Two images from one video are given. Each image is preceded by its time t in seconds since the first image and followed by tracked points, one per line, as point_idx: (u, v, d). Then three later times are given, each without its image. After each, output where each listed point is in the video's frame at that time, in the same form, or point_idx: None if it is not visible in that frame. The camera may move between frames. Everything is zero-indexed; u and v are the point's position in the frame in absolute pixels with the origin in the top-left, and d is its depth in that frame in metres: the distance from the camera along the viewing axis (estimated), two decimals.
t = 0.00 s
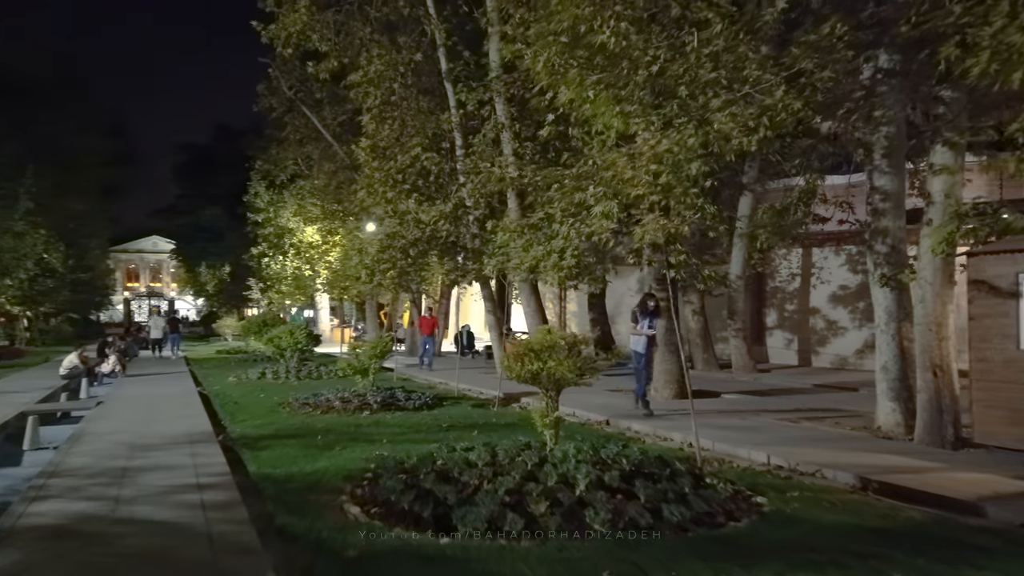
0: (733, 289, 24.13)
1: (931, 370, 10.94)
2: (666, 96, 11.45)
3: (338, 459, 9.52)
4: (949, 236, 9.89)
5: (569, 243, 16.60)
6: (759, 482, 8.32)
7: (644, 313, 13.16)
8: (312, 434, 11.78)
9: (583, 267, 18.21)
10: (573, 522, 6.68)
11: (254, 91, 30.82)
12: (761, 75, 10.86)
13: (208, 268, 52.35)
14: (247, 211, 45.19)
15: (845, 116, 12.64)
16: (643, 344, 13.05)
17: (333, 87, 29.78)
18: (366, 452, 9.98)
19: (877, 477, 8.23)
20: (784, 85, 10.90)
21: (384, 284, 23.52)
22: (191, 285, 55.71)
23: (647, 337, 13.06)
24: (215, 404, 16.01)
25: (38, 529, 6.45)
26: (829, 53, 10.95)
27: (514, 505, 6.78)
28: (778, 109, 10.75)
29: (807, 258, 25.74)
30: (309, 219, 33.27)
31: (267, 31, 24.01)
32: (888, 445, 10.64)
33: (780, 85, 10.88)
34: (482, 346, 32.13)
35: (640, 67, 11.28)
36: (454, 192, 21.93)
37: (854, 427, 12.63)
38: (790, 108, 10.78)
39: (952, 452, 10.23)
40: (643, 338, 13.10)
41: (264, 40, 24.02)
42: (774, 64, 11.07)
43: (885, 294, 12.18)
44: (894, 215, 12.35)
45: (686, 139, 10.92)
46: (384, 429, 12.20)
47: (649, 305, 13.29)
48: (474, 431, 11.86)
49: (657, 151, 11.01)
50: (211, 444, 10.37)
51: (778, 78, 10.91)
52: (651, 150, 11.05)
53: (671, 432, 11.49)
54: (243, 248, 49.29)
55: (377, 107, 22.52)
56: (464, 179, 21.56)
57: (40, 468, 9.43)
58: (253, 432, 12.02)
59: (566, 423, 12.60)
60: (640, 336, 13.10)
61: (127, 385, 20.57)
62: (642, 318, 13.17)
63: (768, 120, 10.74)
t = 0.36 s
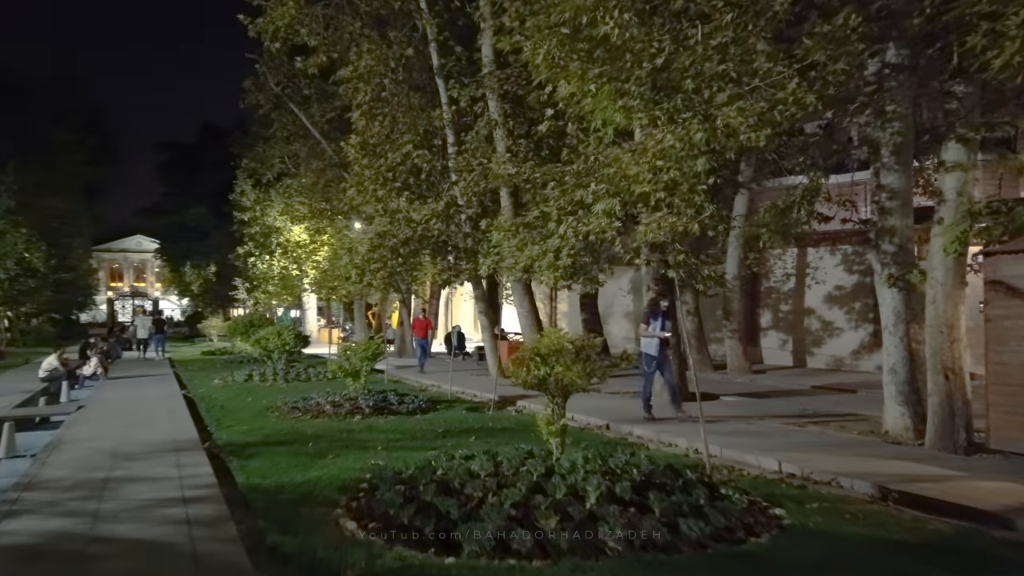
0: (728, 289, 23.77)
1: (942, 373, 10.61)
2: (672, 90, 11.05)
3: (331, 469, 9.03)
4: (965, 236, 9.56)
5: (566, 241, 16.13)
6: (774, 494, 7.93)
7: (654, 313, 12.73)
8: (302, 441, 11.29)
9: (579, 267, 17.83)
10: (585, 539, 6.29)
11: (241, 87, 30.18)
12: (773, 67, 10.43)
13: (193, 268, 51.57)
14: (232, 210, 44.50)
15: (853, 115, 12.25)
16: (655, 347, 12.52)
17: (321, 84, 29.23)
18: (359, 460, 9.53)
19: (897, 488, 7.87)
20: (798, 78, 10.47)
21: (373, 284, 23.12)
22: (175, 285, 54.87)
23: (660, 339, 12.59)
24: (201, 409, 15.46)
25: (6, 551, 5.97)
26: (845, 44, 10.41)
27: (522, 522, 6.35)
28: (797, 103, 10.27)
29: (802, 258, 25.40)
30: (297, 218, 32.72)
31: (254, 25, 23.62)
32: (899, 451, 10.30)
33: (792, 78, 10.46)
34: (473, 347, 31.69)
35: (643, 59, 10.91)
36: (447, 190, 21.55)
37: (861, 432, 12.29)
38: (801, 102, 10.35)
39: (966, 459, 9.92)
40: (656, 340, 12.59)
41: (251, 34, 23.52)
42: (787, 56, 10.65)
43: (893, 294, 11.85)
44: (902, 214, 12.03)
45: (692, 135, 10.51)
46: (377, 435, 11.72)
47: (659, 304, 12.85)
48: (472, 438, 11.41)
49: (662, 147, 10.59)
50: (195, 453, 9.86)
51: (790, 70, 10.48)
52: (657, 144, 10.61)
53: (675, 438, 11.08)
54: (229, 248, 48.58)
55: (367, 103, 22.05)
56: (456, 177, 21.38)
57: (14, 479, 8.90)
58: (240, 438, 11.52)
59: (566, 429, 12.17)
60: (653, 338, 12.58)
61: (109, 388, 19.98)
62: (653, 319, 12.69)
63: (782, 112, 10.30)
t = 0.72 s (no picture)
0: (730, 289, 23.40)
1: (964, 374, 10.25)
2: (685, 81, 10.61)
3: (330, 478, 8.59)
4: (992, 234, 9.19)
5: (568, 238, 15.70)
6: (800, 505, 7.50)
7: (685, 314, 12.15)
8: (298, 447, 10.81)
9: (581, 265, 17.41)
10: (606, 554, 5.90)
11: (233, 83, 29.78)
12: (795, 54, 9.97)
13: (184, 267, 50.99)
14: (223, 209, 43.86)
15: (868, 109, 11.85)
16: (687, 350, 12.06)
17: (315, 79, 28.71)
18: (359, 467, 9.08)
19: (929, 497, 7.47)
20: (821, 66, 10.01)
21: (370, 284, 22.71)
22: (166, 285, 54.16)
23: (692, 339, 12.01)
24: (192, 412, 14.95)
25: None
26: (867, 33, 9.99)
27: (540, 539, 5.93)
28: (819, 94, 9.89)
29: (804, 258, 24.79)
30: (290, 217, 32.20)
31: (246, 19, 23.18)
32: (920, 457, 9.93)
33: (815, 66, 10.01)
34: (469, 347, 31.21)
35: (655, 49, 10.52)
36: (444, 188, 21.15)
37: (876, 435, 11.90)
38: (822, 93, 9.95)
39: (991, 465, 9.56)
40: (686, 343, 12.02)
41: (243, 28, 23.04)
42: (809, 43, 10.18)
43: (910, 293, 11.49)
44: (919, 210, 11.65)
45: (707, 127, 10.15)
46: (376, 440, 11.25)
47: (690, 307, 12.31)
48: (476, 443, 10.96)
49: (677, 140, 10.23)
50: (186, 460, 9.36)
51: (812, 58, 10.01)
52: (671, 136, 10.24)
53: (687, 442, 10.67)
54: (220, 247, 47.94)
55: (362, 98, 21.59)
56: (453, 174, 21.04)
57: None
58: (233, 444, 11.02)
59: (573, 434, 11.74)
60: (683, 341, 12.02)
61: (97, 390, 19.40)
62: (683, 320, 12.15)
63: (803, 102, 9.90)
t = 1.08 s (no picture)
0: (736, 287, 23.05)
1: (993, 375, 9.85)
2: (705, 68, 10.24)
3: (333, 484, 8.16)
4: None
5: (574, 235, 15.30)
6: (833, 513, 7.10)
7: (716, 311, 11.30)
8: (298, 450, 10.37)
9: (587, 263, 17.01)
10: (636, 569, 5.49)
11: (228, 78, 29.31)
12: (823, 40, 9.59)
13: (178, 267, 50.46)
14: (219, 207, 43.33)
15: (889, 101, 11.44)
16: (717, 347, 11.17)
17: (312, 75, 28.20)
18: (364, 473, 8.67)
19: (970, 506, 7.07)
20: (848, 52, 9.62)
21: (369, 282, 22.29)
22: (161, 284, 53.58)
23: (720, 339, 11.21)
24: (187, 414, 14.52)
25: None
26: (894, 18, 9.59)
27: (565, 554, 5.51)
28: (848, 79, 9.81)
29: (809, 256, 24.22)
30: (287, 215, 31.74)
31: (242, 11, 22.69)
32: (949, 461, 9.54)
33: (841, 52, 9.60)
34: (468, 347, 30.83)
35: (670, 36, 10.12)
36: (445, 184, 20.75)
37: (897, 437, 11.51)
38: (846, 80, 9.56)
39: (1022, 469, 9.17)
40: (715, 340, 11.15)
41: (239, 20, 22.57)
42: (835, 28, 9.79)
43: (933, 291, 11.12)
44: (942, 205, 11.23)
45: (728, 117, 9.83)
46: (380, 444, 10.84)
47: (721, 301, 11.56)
48: (484, 447, 10.54)
49: (697, 129, 9.86)
50: (182, 465, 8.93)
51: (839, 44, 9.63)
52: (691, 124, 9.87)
53: (704, 445, 10.26)
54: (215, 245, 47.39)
55: (362, 92, 21.19)
56: (454, 170, 20.62)
57: None
58: (232, 447, 10.60)
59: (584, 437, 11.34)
60: (713, 338, 11.16)
61: (90, 391, 18.93)
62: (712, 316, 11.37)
63: (828, 89, 9.76)
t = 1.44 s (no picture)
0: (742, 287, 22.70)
1: None
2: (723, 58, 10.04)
3: (340, 496, 7.75)
4: None
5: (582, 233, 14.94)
6: (871, 529, 6.67)
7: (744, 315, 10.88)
8: (301, 458, 9.94)
9: (593, 262, 16.60)
10: None
11: (225, 75, 28.89)
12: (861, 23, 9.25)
13: (173, 266, 49.95)
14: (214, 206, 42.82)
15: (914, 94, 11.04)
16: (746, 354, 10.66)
17: (309, 71, 27.75)
18: (371, 484, 8.25)
19: (1016, 520, 6.66)
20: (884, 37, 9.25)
21: (368, 282, 21.84)
22: (155, 284, 53.03)
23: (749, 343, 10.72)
24: (184, 418, 14.07)
25: None
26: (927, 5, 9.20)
27: None
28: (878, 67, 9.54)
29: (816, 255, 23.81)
30: (284, 214, 31.28)
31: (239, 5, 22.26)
32: (982, 469, 9.13)
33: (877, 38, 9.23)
34: (469, 348, 30.42)
35: (690, 25, 9.85)
36: (446, 181, 20.40)
37: (921, 444, 11.10)
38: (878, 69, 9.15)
39: None
40: (745, 346, 10.65)
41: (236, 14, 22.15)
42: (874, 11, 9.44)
43: (958, 291, 10.72)
44: (967, 203, 10.82)
45: (753, 108, 9.46)
46: (386, 450, 10.41)
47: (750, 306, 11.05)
48: (493, 454, 10.12)
49: (719, 122, 9.48)
50: (180, 475, 8.49)
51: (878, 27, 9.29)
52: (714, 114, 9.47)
53: (723, 452, 9.86)
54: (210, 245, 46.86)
55: (363, 88, 20.82)
56: (456, 168, 20.33)
57: None
58: (231, 454, 10.16)
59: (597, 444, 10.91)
60: (742, 344, 10.66)
61: (83, 393, 18.46)
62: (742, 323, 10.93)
63: (858, 79, 9.30)
